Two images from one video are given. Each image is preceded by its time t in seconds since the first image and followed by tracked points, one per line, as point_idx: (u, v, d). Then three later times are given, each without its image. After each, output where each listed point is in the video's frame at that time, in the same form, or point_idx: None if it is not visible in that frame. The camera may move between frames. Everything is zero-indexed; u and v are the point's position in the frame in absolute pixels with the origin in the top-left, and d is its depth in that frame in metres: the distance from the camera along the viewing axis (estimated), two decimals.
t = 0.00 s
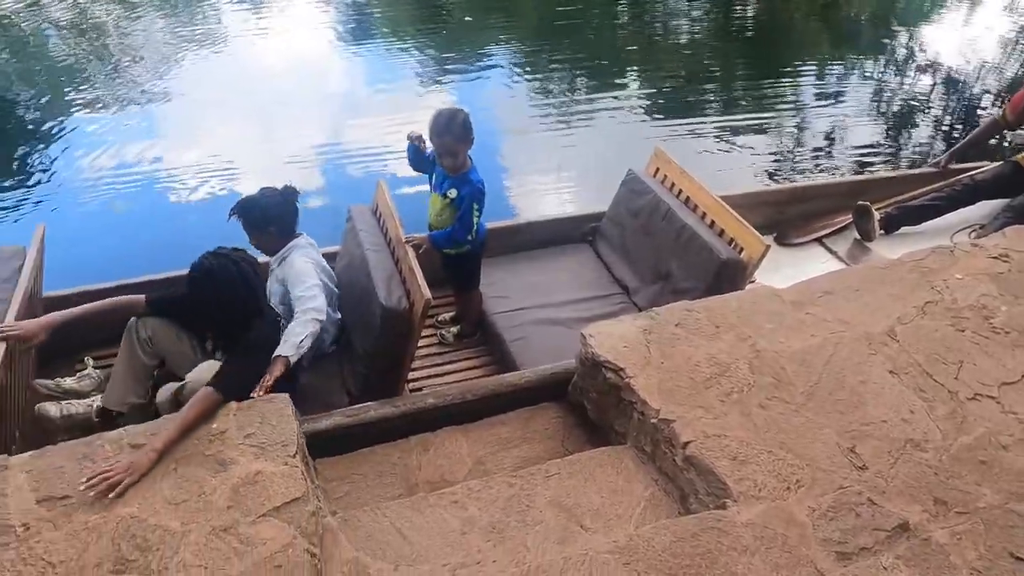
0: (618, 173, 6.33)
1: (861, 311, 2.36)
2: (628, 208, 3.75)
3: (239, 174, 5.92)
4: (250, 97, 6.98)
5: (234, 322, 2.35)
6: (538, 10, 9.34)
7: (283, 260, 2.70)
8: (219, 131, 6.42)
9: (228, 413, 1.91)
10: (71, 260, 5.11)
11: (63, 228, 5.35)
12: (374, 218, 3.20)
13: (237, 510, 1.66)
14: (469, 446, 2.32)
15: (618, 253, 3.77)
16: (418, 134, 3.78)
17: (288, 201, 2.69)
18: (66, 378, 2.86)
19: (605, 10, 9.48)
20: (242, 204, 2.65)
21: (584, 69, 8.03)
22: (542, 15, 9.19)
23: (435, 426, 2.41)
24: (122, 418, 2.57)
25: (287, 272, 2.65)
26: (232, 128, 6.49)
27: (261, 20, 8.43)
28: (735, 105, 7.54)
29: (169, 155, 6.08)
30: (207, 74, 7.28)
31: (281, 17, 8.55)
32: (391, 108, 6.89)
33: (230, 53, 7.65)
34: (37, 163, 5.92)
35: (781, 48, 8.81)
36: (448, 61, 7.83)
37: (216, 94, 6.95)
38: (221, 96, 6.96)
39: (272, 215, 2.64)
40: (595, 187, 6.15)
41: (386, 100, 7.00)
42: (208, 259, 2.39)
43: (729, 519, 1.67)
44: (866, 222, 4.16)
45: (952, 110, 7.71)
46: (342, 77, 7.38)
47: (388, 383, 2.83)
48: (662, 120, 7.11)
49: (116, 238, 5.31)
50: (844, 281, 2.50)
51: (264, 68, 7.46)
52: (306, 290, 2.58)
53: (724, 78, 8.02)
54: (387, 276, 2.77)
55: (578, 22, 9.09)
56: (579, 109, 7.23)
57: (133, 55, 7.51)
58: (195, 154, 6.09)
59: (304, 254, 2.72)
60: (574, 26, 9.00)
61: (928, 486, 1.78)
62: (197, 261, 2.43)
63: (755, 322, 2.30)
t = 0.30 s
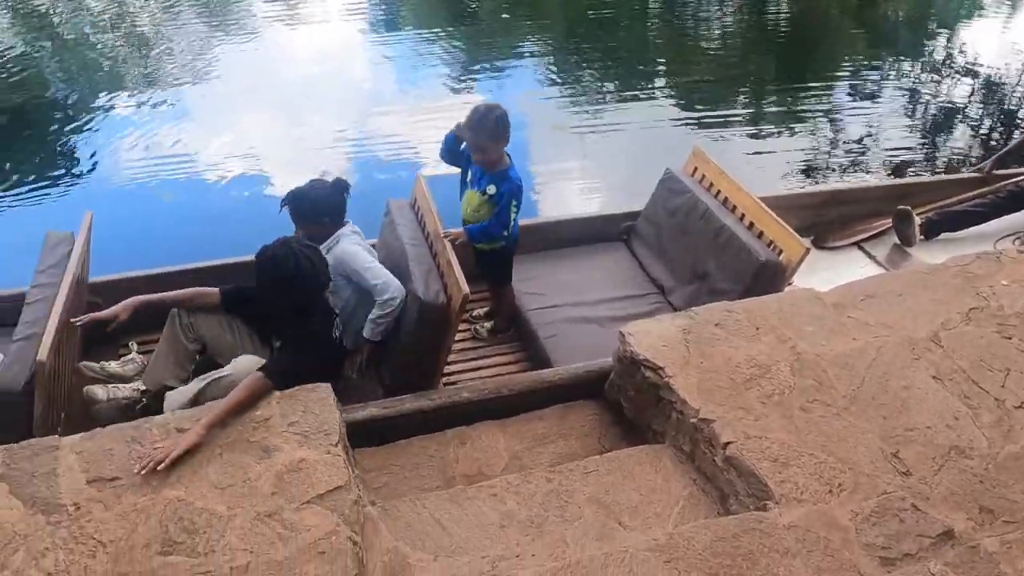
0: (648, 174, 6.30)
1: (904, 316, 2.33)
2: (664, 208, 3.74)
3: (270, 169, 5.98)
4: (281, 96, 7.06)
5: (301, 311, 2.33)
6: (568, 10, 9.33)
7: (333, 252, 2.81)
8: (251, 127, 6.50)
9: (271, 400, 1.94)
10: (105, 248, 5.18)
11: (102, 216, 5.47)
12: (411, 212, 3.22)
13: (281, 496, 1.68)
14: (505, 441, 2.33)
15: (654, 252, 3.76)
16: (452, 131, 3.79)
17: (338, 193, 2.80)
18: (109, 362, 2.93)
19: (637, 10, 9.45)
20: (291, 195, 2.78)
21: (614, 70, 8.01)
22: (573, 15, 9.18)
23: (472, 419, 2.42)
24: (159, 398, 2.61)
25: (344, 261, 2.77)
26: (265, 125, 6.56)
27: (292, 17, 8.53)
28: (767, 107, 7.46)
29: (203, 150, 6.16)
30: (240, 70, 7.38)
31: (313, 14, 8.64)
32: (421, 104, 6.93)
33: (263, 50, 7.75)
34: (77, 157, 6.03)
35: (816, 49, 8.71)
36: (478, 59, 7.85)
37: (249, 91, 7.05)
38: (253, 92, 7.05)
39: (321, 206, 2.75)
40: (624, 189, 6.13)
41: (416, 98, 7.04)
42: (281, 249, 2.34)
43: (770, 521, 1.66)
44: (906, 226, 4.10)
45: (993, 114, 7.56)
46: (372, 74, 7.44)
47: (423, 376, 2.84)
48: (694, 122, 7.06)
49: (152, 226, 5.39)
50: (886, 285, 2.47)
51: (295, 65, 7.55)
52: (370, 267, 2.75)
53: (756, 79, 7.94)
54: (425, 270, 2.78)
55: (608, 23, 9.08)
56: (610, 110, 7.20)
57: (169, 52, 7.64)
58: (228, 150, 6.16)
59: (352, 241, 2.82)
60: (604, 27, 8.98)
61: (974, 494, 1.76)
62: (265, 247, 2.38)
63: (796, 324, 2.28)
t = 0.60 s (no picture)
0: (674, 170, 6.26)
1: (941, 315, 2.31)
2: (697, 203, 3.72)
3: (296, 159, 6.03)
4: (307, 88, 7.08)
5: (353, 299, 2.33)
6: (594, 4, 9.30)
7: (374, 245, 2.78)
8: (278, 118, 6.56)
9: (308, 385, 1.96)
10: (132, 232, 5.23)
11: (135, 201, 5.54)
12: (444, 203, 3.22)
13: (318, 480, 1.71)
14: (536, 433, 2.34)
15: (686, 248, 3.74)
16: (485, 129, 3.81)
17: (384, 180, 2.80)
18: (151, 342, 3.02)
19: (663, 7, 9.40)
20: (341, 176, 2.77)
21: (640, 65, 7.97)
22: (599, 10, 9.15)
23: (503, 410, 2.43)
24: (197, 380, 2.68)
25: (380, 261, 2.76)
26: (292, 117, 6.61)
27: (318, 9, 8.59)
28: (796, 103, 7.38)
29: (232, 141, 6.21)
30: (267, 61, 7.45)
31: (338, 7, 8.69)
32: (446, 97, 6.95)
33: (289, 42, 7.81)
34: (110, 145, 6.12)
35: (847, 45, 8.60)
36: (503, 52, 7.85)
37: (276, 82, 7.11)
38: (280, 84, 7.11)
39: (367, 192, 2.75)
40: (649, 185, 6.10)
41: (441, 90, 7.05)
42: (341, 240, 2.31)
43: (805, 517, 1.66)
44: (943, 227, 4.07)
45: None
46: (397, 67, 7.47)
47: (452, 371, 2.78)
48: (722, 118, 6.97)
49: (184, 211, 5.45)
50: (923, 284, 2.44)
51: (320, 57, 7.60)
52: (401, 258, 2.77)
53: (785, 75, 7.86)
54: (457, 265, 2.74)
55: (635, 18, 9.03)
56: (635, 105, 7.14)
57: (199, 42, 7.73)
58: (256, 141, 6.20)
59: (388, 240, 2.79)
60: (631, 22, 8.94)
61: (1012, 497, 1.75)
62: (321, 230, 2.36)
63: (831, 321, 2.26)
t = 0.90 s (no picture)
0: (710, 168, 6.18)
1: (993, 320, 2.25)
2: (741, 201, 3.67)
3: (331, 151, 6.08)
4: (344, 82, 7.14)
5: (403, 292, 2.43)
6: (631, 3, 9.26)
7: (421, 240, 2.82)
8: (313, 110, 6.63)
9: (352, 371, 1.98)
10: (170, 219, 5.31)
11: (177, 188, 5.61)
12: (487, 196, 3.22)
13: (363, 466, 1.72)
14: (576, 427, 2.33)
15: (728, 246, 3.70)
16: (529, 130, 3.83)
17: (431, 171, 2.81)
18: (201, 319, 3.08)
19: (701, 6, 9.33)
20: (392, 167, 2.78)
21: (677, 63, 7.90)
22: (636, 8, 9.10)
23: (542, 402, 2.43)
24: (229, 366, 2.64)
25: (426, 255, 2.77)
26: (328, 109, 6.65)
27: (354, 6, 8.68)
28: (837, 102, 7.25)
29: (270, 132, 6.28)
30: (304, 56, 7.54)
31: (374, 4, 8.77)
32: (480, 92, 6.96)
33: (325, 38, 7.90)
34: (152, 135, 6.22)
35: (891, 44, 8.44)
36: (538, 48, 7.85)
37: (313, 76, 7.18)
38: (317, 78, 7.19)
39: (416, 182, 2.75)
40: (685, 181, 6.03)
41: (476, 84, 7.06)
42: (398, 235, 2.35)
43: (852, 521, 1.63)
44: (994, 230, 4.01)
45: None
46: (432, 61, 7.50)
47: (493, 364, 2.77)
48: (761, 115, 6.87)
49: (225, 199, 5.51)
50: (974, 288, 2.39)
51: (356, 52, 7.68)
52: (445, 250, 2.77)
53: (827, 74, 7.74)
54: (500, 259, 2.73)
55: (673, 17, 8.97)
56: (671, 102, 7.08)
57: (238, 36, 7.85)
58: (293, 133, 6.26)
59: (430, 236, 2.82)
60: (669, 20, 8.88)
61: None
62: (372, 223, 2.39)
63: (879, 324, 2.22)
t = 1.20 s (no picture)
0: (750, 169, 6.10)
1: None
2: (781, 204, 3.63)
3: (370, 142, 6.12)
4: (383, 76, 7.18)
5: (437, 285, 2.45)
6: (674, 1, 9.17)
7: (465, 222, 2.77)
8: (353, 103, 6.69)
9: (385, 362, 1.99)
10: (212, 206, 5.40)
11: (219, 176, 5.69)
12: (525, 191, 3.22)
13: (393, 456, 1.74)
14: (605, 426, 2.32)
15: (766, 249, 3.66)
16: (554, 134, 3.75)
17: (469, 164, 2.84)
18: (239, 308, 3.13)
19: (746, 5, 9.20)
20: (430, 162, 2.81)
21: (720, 62, 7.80)
22: (679, 6, 9.01)
23: (572, 399, 2.42)
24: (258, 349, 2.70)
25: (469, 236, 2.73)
26: (367, 102, 6.70)
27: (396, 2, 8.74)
28: (882, 105, 7.10)
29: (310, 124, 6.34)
30: (345, 50, 7.61)
31: None
32: (519, 88, 6.94)
33: (368, 32, 7.97)
34: (196, 124, 6.33)
35: (941, 47, 8.24)
36: (579, 45, 7.81)
37: (352, 69, 7.23)
38: (357, 71, 7.26)
39: (456, 174, 2.77)
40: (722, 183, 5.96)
41: (515, 80, 7.06)
42: (432, 228, 2.38)
43: (885, 532, 1.60)
44: None
45: None
46: (471, 56, 7.52)
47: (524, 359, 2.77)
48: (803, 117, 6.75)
49: (265, 187, 5.58)
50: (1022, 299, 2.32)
51: (395, 46, 7.73)
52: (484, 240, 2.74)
53: (874, 76, 7.58)
54: (535, 254, 2.73)
55: (716, 15, 8.86)
56: (712, 102, 7.00)
57: (282, 30, 7.95)
58: (333, 125, 6.33)
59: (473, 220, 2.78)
60: (712, 19, 8.78)
61: None
62: (409, 217, 2.42)
63: (920, 332, 2.18)
